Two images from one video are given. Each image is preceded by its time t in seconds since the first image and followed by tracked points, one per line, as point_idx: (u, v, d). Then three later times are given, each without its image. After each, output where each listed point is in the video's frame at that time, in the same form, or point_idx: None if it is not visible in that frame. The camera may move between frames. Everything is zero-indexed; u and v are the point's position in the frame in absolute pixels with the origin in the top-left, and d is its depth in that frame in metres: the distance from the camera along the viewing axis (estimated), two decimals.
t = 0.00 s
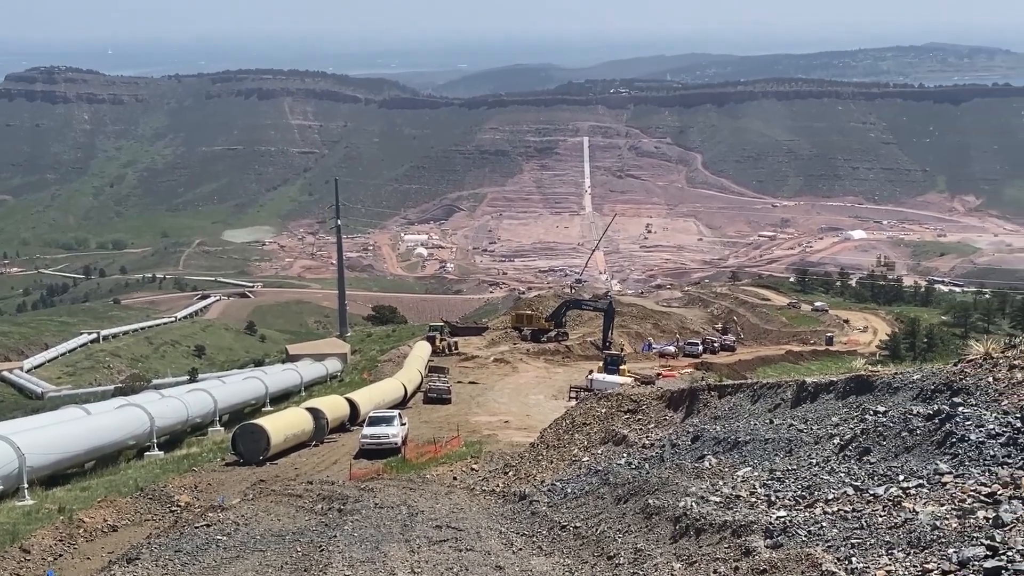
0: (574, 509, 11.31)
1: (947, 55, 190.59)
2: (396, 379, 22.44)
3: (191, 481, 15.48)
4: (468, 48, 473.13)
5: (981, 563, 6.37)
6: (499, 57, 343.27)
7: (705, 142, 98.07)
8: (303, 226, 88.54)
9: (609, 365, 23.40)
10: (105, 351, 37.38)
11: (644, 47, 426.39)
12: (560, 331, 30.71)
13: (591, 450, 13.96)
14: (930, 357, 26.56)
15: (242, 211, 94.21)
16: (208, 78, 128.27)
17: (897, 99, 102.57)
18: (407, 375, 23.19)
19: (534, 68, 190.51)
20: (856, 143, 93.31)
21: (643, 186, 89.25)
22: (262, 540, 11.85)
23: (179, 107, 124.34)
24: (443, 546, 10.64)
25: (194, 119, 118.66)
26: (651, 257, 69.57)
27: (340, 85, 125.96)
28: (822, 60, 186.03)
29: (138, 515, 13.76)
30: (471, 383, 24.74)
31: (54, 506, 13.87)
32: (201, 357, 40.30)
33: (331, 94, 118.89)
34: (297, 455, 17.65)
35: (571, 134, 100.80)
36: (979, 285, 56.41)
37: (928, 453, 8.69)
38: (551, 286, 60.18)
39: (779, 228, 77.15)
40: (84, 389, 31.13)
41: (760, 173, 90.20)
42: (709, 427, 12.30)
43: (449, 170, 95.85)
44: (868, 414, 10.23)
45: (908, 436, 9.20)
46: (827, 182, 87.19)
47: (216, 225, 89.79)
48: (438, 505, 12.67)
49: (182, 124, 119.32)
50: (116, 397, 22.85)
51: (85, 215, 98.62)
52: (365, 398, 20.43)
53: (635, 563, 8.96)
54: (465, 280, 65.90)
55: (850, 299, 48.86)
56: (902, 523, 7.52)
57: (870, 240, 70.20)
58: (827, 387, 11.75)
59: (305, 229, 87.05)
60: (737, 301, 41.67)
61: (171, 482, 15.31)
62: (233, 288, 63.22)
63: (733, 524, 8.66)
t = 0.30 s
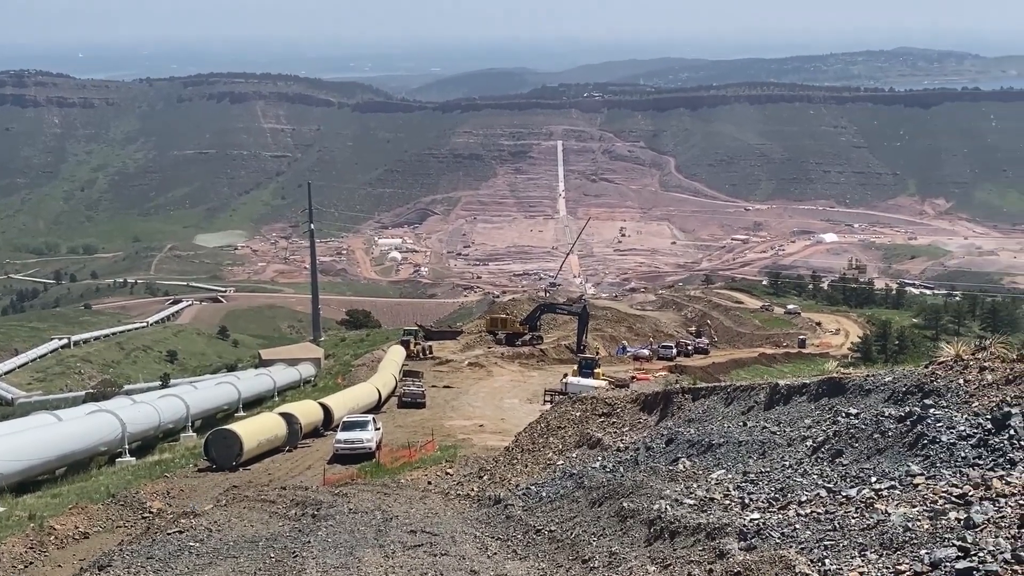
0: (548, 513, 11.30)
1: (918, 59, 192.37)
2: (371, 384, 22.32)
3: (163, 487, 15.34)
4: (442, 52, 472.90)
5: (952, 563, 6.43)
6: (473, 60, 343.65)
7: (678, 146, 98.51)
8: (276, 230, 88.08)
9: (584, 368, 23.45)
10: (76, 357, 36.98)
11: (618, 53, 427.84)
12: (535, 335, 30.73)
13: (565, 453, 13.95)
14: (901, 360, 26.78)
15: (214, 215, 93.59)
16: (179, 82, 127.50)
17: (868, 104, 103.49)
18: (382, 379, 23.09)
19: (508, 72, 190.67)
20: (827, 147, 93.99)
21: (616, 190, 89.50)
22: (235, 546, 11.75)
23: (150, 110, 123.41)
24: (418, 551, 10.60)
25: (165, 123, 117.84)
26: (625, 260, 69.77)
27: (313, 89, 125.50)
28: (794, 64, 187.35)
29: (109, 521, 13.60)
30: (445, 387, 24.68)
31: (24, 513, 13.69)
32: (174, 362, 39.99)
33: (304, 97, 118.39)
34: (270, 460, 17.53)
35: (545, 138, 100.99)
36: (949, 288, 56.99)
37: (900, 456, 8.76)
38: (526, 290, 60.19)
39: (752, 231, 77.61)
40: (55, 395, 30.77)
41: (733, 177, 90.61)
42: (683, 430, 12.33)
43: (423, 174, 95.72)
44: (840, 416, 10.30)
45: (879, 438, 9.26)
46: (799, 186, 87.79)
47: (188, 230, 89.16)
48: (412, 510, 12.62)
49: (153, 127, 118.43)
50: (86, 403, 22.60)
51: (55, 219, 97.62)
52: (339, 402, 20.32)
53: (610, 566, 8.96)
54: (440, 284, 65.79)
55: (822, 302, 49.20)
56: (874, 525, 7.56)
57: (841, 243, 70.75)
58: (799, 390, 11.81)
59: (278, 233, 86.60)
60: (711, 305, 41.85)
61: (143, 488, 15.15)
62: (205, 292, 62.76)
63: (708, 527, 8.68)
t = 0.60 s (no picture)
0: (524, 517, 11.31)
1: (890, 65, 194.07)
2: (345, 389, 22.23)
3: (136, 494, 15.20)
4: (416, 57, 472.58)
5: (923, 566, 6.48)
6: (449, 65, 343.83)
7: (652, 151, 98.94)
8: (250, 235, 87.58)
9: (559, 372, 23.49)
10: (48, 363, 36.59)
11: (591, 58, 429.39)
12: (510, 340, 30.73)
13: (541, 458, 13.96)
14: (873, 363, 27.03)
15: (187, 220, 92.94)
16: (151, 86, 126.68)
17: (840, 109, 104.33)
18: (356, 384, 23.03)
19: (483, 77, 190.78)
20: (799, 152, 94.65)
21: (591, 195, 89.74)
22: (209, 552, 11.67)
23: (123, 115, 122.50)
24: (393, 557, 10.57)
25: (138, 128, 117.01)
26: (600, 264, 69.95)
27: (287, 93, 125.04)
28: (767, 70, 188.66)
29: (81, 528, 13.47)
30: (419, 392, 24.62)
31: None
32: (147, 368, 39.69)
33: (277, 102, 117.91)
34: (243, 466, 17.41)
35: (520, 143, 101.14)
36: (921, 291, 57.51)
37: (873, 459, 8.82)
38: (501, 295, 60.20)
39: (726, 236, 78.01)
40: (25, 402, 30.40)
41: (706, 182, 91.05)
42: (657, 433, 12.39)
43: (398, 179, 95.54)
44: (813, 419, 10.37)
45: (853, 441, 9.32)
46: (772, 190, 88.33)
47: (161, 235, 88.51)
48: (388, 516, 12.57)
49: (125, 132, 117.54)
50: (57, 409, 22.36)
51: (25, 224, 96.59)
52: (314, 408, 20.26)
53: (585, 571, 8.98)
54: (415, 288, 65.67)
55: (795, 306, 49.51)
56: (847, 527, 7.62)
57: (814, 247, 71.27)
58: (772, 393, 11.89)
59: (251, 238, 86.10)
60: (685, 309, 42.02)
61: (115, 495, 15.02)
62: (178, 298, 62.30)
63: (683, 530, 8.71)
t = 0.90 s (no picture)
0: (500, 524, 11.27)
1: (863, 72, 195.56)
2: (320, 396, 22.09)
3: (109, 503, 15.03)
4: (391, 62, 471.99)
5: (898, 570, 6.50)
6: (425, 70, 343.98)
7: (627, 157, 99.33)
8: (224, 241, 87.07)
9: (535, 378, 23.46)
10: (19, 371, 36.16)
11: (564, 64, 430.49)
12: (486, 346, 30.69)
13: (517, 464, 13.94)
14: (847, 368, 27.23)
15: (161, 226, 92.30)
16: (124, 92, 125.81)
17: (814, 116, 105.14)
18: (332, 391, 22.90)
19: (458, 83, 190.83)
20: (774, 158, 95.28)
21: (567, 201, 89.95)
22: (182, 561, 11.55)
23: (96, 120, 121.60)
24: (368, 565, 10.50)
25: (111, 134, 116.17)
26: (576, 270, 70.07)
27: (262, 99, 124.50)
28: (741, 76, 189.79)
29: (53, 538, 13.30)
30: (395, 399, 24.52)
31: None
32: (119, 376, 39.32)
33: (252, 108, 117.42)
34: (217, 474, 17.26)
35: (495, 148, 101.26)
36: (893, 297, 57.97)
37: (848, 463, 8.85)
38: (476, 301, 60.18)
39: (701, 241, 78.37)
40: None
41: (681, 188, 91.43)
42: (633, 440, 12.38)
43: (373, 185, 95.31)
44: (788, 424, 10.41)
45: (828, 445, 9.36)
46: (746, 196, 88.87)
47: (134, 241, 87.83)
48: (363, 524, 12.49)
49: (98, 138, 116.63)
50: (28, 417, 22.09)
51: None
52: (289, 414, 20.13)
53: None
54: (390, 294, 65.53)
55: (770, 311, 49.79)
56: (821, 532, 7.64)
57: (788, 253, 71.75)
58: (747, 398, 11.93)
59: (225, 245, 85.62)
60: (661, 314, 42.16)
61: (88, 504, 14.85)
62: (151, 305, 61.85)
63: (658, 536, 8.70)
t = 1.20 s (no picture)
0: (479, 532, 11.24)
1: (839, 79, 196.96)
2: (298, 404, 21.97)
3: (85, 512, 14.89)
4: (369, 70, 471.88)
5: None
6: (404, 76, 343.88)
7: (606, 164, 99.64)
8: (201, 248, 86.53)
9: (514, 385, 23.40)
10: None
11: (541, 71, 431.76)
12: (464, 353, 30.62)
13: (496, 471, 13.91)
14: (824, 374, 27.36)
15: (137, 233, 91.69)
16: (100, 99, 125.05)
17: (790, 123, 105.85)
18: (309, 399, 22.78)
19: (437, 90, 190.83)
20: (750, 166, 95.76)
21: (545, 208, 90.08)
22: (159, 571, 11.45)
23: (71, 127, 120.80)
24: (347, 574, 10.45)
25: (87, 141, 115.41)
26: (555, 277, 70.17)
27: (239, 106, 124.00)
28: (718, 84, 190.85)
29: (28, 547, 13.14)
30: (374, 407, 24.40)
31: None
32: (95, 384, 38.92)
33: (229, 115, 116.96)
34: (194, 483, 17.12)
35: (474, 155, 101.33)
36: (870, 303, 58.37)
37: (825, 469, 8.89)
38: (455, 308, 60.10)
39: (679, 248, 78.63)
40: None
41: (659, 195, 91.76)
42: (612, 446, 12.39)
43: (352, 192, 95.09)
44: (766, 430, 10.45)
45: (805, 451, 9.40)
46: (723, 203, 89.28)
47: (110, 249, 87.23)
48: (342, 532, 12.43)
49: (74, 145, 115.85)
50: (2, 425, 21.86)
51: None
52: (267, 422, 20.02)
53: None
54: (369, 301, 65.37)
55: (748, 317, 50.02)
56: (800, 537, 7.65)
57: (766, 260, 72.12)
58: (726, 404, 11.96)
59: (202, 252, 85.14)
60: (640, 321, 42.24)
61: (63, 513, 14.69)
62: (127, 312, 61.38)
63: (637, 542, 8.71)
